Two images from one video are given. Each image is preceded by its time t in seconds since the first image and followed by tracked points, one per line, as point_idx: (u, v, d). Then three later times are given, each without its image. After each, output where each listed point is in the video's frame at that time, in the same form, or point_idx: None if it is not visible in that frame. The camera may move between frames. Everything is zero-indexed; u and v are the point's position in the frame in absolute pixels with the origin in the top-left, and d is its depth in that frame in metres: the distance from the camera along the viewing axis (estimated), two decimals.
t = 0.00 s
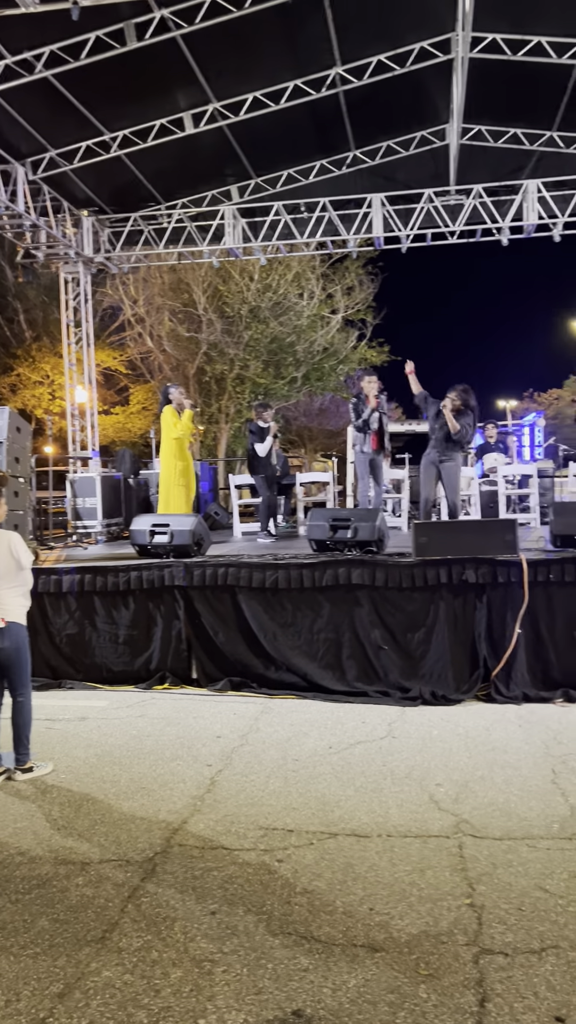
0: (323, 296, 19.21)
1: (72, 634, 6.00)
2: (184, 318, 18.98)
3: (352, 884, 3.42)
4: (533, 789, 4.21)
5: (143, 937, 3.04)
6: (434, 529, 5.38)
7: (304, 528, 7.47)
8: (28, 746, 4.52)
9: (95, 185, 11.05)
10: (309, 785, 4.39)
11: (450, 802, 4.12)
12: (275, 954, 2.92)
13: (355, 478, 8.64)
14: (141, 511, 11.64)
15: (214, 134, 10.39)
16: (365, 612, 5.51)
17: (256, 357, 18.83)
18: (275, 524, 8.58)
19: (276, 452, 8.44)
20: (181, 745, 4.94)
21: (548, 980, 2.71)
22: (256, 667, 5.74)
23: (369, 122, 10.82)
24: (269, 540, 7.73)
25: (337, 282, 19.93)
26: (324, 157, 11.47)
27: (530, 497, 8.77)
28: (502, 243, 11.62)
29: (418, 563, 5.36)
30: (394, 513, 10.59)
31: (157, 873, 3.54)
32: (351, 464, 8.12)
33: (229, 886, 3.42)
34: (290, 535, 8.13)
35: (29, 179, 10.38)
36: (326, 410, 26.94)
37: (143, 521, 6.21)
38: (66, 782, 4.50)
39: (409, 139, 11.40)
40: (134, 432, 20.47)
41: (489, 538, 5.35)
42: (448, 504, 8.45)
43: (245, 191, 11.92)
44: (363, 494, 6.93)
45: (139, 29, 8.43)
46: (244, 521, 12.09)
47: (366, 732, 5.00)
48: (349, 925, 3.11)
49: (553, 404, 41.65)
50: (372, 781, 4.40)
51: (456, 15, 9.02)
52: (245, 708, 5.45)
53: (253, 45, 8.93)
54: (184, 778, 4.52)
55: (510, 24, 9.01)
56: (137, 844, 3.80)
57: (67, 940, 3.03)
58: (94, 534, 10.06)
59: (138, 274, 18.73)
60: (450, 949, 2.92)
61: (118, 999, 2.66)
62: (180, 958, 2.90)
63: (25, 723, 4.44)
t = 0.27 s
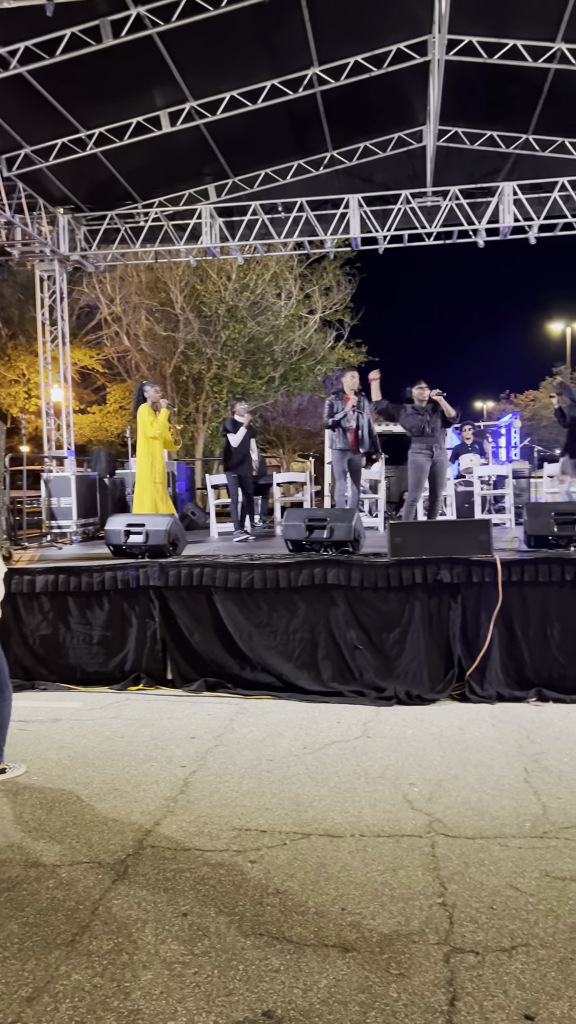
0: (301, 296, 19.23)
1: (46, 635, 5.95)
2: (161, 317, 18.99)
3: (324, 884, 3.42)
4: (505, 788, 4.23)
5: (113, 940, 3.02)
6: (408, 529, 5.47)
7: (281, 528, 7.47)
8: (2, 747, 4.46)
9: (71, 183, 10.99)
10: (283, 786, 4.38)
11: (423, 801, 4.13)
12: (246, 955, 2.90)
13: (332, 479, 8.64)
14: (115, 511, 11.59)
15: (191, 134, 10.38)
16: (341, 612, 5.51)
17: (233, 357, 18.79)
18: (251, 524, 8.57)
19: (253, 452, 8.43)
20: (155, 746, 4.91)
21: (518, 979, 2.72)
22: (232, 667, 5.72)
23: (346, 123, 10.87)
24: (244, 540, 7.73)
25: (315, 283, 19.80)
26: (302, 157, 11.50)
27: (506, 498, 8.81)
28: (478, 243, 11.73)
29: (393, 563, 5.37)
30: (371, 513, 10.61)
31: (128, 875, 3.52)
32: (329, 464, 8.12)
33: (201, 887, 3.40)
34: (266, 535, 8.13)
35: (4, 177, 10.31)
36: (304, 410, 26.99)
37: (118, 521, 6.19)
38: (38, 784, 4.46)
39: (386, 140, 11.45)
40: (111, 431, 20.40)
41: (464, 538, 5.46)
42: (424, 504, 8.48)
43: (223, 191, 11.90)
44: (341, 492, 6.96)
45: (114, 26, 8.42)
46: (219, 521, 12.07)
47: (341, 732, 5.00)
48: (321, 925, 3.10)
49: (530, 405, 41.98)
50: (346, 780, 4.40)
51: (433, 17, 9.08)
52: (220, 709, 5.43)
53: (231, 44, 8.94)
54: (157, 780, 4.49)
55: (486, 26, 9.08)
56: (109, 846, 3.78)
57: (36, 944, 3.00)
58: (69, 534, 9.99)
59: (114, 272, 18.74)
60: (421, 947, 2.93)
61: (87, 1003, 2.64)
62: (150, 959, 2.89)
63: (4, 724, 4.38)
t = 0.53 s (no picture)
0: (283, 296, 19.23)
1: (23, 635, 5.90)
2: (142, 316, 18.97)
3: (302, 884, 3.41)
4: (484, 786, 4.24)
5: (89, 942, 2.99)
6: (388, 529, 5.45)
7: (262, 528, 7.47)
8: None
9: (50, 180, 10.93)
10: (262, 786, 4.38)
11: (401, 801, 4.13)
12: (222, 956, 2.89)
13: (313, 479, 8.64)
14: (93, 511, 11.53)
15: (172, 132, 10.36)
16: (321, 612, 5.51)
17: (215, 357, 18.78)
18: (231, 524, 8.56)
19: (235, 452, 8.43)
20: (133, 747, 4.89)
21: (494, 978, 2.72)
22: (211, 668, 5.71)
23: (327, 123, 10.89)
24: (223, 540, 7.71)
25: (297, 283, 19.73)
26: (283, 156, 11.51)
27: (485, 498, 8.85)
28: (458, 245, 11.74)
29: (373, 563, 5.38)
30: (351, 513, 10.63)
31: (105, 877, 3.49)
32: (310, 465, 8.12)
33: (178, 888, 3.38)
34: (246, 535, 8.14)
35: None
36: (286, 410, 27.02)
37: (97, 519, 6.16)
38: (14, 785, 4.42)
39: (367, 140, 11.48)
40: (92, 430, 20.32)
41: (443, 539, 5.45)
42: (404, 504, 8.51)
43: (204, 190, 11.90)
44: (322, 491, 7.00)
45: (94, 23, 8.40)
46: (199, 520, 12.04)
47: (320, 732, 5.00)
48: (298, 925, 3.10)
49: (512, 406, 42.26)
50: (324, 780, 4.40)
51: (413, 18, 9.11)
52: (199, 709, 5.42)
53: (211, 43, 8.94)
54: (135, 780, 4.47)
55: (467, 28, 9.13)
56: (86, 848, 3.75)
57: (11, 947, 2.97)
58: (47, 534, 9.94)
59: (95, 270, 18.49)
60: (398, 947, 2.92)
61: (61, 1006, 2.62)
62: (126, 962, 2.86)
63: None
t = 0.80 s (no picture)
0: (265, 296, 19.22)
1: (3, 636, 5.85)
2: (124, 315, 18.91)
3: (282, 884, 3.40)
4: (464, 786, 4.25)
5: (67, 945, 2.96)
6: (369, 528, 5.43)
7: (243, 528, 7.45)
8: None
9: (30, 178, 10.87)
10: (243, 786, 4.36)
11: (382, 801, 4.13)
12: (201, 958, 2.87)
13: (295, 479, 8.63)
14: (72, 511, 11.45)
15: (154, 130, 10.33)
16: (303, 612, 5.51)
17: (196, 357, 18.70)
18: (213, 524, 8.54)
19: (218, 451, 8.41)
20: (113, 747, 4.87)
21: (473, 976, 2.72)
22: (192, 668, 5.69)
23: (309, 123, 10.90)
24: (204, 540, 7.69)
25: (279, 283, 19.93)
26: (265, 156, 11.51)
27: (466, 498, 8.87)
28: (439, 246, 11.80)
29: (354, 562, 5.38)
30: (333, 513, 10.63)
31: (84, 879, 3.46)
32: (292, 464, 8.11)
33: (157, 890, 3.36)
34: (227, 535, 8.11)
35: None
36: (269, 410, 27.03)
37: (77, 520, 6.14)
38: None
39: (349, 141, 11.51)
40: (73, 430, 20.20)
41: (424, 538, 5.42)
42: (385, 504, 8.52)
43: (186, 189, 11.88)
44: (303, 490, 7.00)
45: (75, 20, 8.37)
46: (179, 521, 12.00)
47: (301, 732, 5.00)
48: (278, 925, 3.09)
49: (493, 407, 42.53)
50: (305, 780, 4.39)
51: (395, 19, 9.15)
52: (180, 709, 5.41)
53: (193, 41, 8.92)
54: (115, 781, 4.44)
55: (448, 29, 9.17)
56: (64, 849, 3.72)
57: None
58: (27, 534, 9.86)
59: (76, 270, 18.62)
60: (378, 947, 2.92)
61: (38, 1009, 2.59)
62: (104, 965, 2.84)
63: None
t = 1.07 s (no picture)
0: (248, 295, 19.23)
1: None
2: (106, 314, 18.85)
3: (263, 884, 3.39)
4: (445, 784, 4.26)
5: (46, 947, 2.94)
6: (351, 528, 5.42)
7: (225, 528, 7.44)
8: None
9: (11, 175, 10.80)
10: (224, 786, 4.35)
11: (363, 800, 4.13)
12: (182, 959, 2.85)
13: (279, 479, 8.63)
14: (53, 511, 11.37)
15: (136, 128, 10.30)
16: (285, 612, 5.51)
17: (178, 355, 18.45)
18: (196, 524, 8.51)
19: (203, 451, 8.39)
20: (94, 748, 4.84)
21: (453, 974, 2.73)
22: (174, 668, 5.67)
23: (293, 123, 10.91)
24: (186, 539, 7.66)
25: (262, 282, 20.12)
26: (248, 155, 11.50)
27: (448, 499, 8.91)
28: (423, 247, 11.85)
29: (337, 562, 5.38)
30: (316, 513, 10.64)
31: (63, 881, 3.43)
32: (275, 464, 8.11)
33: (138, 891, 3.33)
34: (210, 535, 8.10)
35: None
36: (252, 410, 27.03)
37: (58, 519, 6.09)
38: None
39: (332, 141, 11.53)
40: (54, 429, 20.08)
41: (405, 538, 5.40)
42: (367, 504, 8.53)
43: (169, 188, 11.85)
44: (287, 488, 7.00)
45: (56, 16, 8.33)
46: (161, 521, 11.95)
47: (283, 731, 4.99)
48: (259, 925, 3.08)
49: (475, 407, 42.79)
50: (287, 780, 4.38)
51: (377, 19, 9.17)
52: (161, 710, 5.39)
53: (176, 39, 8.90)
54: (95, 782, 4.42)
55: (430, 31, 9.21)
56: (44, 851, 3.69)
57: None
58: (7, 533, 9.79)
59: (57, 268, 18.54)
60: (359, 946, 2.91)
61: (17, 1012, 2.56)
62: (84, 966, 2.82)
63: None
